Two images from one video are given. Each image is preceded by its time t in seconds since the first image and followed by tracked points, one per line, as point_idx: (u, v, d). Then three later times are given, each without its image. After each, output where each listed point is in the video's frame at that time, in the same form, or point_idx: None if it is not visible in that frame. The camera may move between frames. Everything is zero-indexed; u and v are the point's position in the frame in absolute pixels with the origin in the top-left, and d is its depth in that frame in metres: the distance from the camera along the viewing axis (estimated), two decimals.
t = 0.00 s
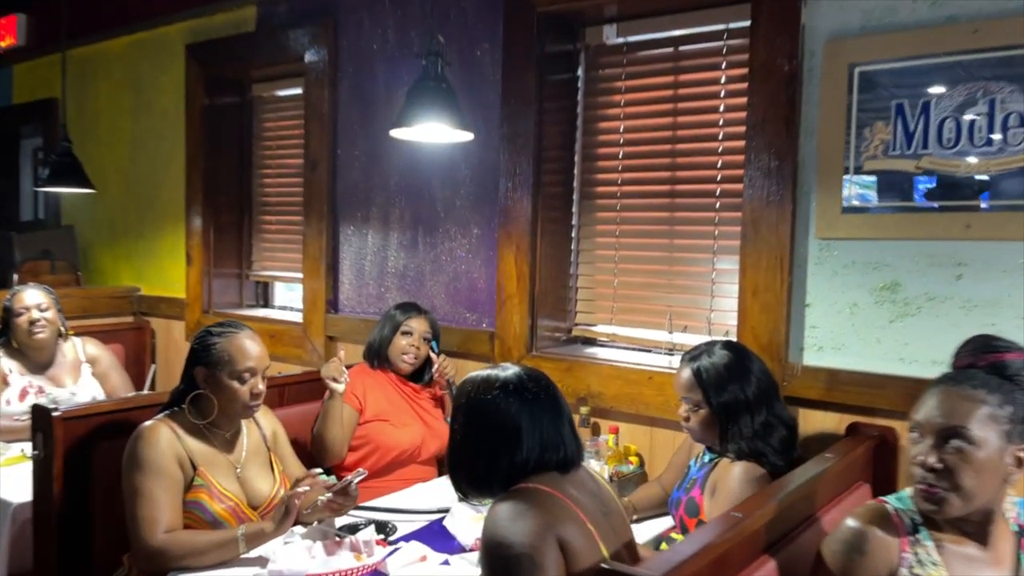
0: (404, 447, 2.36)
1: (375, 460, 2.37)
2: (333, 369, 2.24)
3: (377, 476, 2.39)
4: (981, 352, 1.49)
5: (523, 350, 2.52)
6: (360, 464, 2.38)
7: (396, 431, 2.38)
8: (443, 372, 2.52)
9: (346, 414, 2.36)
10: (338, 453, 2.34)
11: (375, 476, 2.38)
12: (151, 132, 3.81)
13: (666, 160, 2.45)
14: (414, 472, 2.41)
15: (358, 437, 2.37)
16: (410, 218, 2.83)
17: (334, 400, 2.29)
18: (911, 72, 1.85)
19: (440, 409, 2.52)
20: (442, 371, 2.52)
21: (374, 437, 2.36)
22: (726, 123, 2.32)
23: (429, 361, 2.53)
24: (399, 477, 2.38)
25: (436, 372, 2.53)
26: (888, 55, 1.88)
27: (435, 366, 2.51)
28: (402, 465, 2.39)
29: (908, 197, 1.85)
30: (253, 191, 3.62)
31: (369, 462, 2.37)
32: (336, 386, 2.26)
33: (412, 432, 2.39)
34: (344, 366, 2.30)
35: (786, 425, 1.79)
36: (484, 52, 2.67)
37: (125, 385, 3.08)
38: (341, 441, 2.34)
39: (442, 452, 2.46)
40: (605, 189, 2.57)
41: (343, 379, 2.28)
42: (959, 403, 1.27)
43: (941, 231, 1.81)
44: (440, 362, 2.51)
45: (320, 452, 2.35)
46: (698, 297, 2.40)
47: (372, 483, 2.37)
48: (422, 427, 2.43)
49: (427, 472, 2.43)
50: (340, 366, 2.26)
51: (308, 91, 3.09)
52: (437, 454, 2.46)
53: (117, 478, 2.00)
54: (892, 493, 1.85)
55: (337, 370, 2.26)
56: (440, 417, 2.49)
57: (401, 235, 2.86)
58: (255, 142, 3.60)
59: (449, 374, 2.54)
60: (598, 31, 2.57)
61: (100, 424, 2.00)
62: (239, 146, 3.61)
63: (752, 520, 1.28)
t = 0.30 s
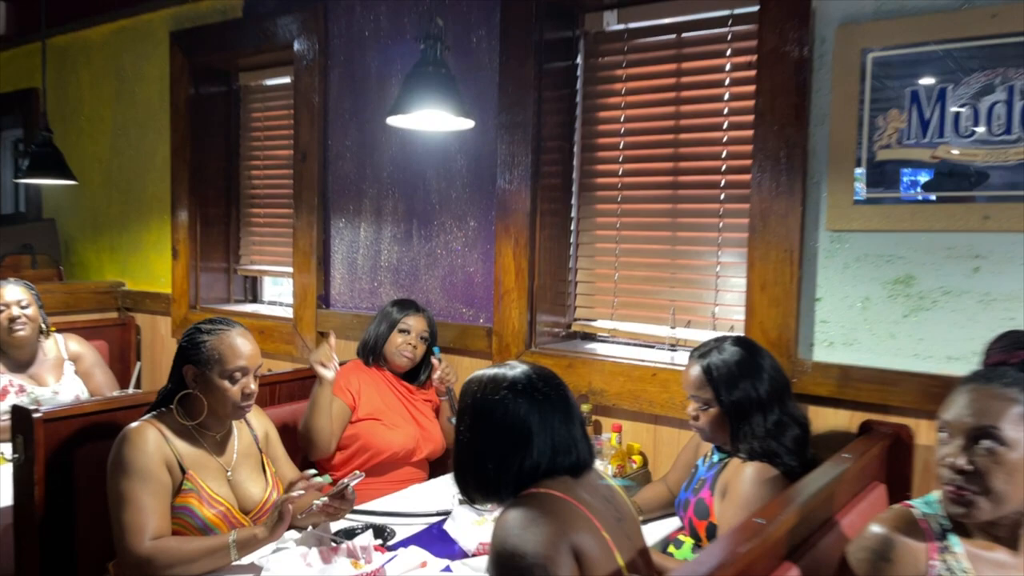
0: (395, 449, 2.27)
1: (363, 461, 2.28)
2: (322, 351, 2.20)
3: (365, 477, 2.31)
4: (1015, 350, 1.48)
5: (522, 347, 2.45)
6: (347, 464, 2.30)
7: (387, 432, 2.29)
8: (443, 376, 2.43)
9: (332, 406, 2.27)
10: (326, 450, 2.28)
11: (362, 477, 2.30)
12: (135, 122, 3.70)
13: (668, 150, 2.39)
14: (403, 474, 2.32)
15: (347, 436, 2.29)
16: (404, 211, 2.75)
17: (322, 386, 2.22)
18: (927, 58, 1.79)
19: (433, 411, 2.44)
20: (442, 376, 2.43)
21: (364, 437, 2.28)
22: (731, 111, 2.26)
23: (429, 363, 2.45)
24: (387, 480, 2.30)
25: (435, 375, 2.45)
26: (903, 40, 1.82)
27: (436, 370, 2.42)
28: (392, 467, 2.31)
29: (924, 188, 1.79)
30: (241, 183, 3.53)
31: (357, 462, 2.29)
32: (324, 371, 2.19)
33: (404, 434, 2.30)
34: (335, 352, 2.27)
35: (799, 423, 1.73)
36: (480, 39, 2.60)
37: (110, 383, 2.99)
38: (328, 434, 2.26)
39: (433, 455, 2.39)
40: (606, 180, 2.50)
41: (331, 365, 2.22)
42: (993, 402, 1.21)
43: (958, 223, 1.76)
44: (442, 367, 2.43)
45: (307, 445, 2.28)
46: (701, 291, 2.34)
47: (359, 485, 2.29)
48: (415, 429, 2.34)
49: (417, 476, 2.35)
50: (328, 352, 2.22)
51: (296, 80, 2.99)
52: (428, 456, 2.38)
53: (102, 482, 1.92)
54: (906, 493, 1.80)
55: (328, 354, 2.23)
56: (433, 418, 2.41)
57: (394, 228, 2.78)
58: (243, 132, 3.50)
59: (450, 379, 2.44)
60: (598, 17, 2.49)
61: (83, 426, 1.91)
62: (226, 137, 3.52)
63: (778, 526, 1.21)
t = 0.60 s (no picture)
0: (400, 445, 2.19)
1: (369, 458, 2.19)
2: (314, 324, 2.12)
3: (371, 476, 2.22)
4: None
5: (527, 345, 2.36)
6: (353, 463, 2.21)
7: (393, 427, 2.20)
8: (451, 365, 2.33)
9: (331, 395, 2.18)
10: (316, 437, 2.17)
11: (369, 476, 2.21)
12: (119, 112, 3.57)
13: (679, 141, 2.30)
14: (411, 472, 2.23)
15: (351, 433, 2.20)
16: (402, 203, 2.64)
17: (312, 362, 2.12)
18: (958, 43, 1.71)
19: (438, 406, 2.35)
20: (450, 365, 2.32)
21: (369, 433, 2.18)
22: (745, 100, 2.17)
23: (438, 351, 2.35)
24: (394, 478, 2.21)
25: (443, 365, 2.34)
26: (933, 25, 1.73)
27: (445, 358, 2.32)
28: (399, 465, 2.22)
29: (955, 179, 1.71)
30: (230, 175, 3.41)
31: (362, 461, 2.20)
32: (317, 345, 2.11)
33: (409, 430, 2.21)
34: (329, 330, 2.16)
35: (826, 428, 1.64)
36: (482, 24, 2.50)
37: (95, 383, 2.87)
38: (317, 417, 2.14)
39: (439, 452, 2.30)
40: (613, 172, 2.41)
41: (324, 341, 2.13)
42: None
43: (990, 217, 1.68)
44: (452, 355, 2.32)
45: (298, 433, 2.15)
46: (714, 287, 2.26)
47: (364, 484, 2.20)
48: (421, 424, 2.25)
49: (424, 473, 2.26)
50: (324, 326, 2.14)
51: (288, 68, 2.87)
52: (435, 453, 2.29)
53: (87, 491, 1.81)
54: (935, 499, 1.72)
55: (322, 328, 2.13)
56: (438, 414, 2.33)
57: (392, 221, 2.67)
58: (231, 123, 3.38)
59: (459, 369, 2.34)
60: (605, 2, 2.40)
61: (68, 432, 1.80)
62: (214, 127, 3.40)
63: (823, 544, 1.09)
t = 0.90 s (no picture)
0: (409, 450, 2.12)
1: (380, 461, 2.12)
2: (330, 326, 2.04)
3: (383, 480, 2.14)
4: None
5: (533, 346, 2.28)
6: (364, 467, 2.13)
7: (402, 428, 2.14)
8: (456, 351, 2.30)
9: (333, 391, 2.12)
10: (316, 439, 2.10)
11: (380, 480, 2.14)
12: (109, 105, 3.47)
13: (691, 136, 2.23)
14: (424, 473, 2.17)
15: (359, 436, 2.13)
16: (404, 199, 2.56)
17: (323, 364, 2.05)
18: (988, 35, 1.64)
19: (445, 401, 2.29)
20: (454, 350, 2.30)
21: (378, 435, 2.12)
22: (759, 94, 2.10)
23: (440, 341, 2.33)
24: (407, 479, 2.14)
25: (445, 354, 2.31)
26: (962, 16, 1.67)
27: (448, 343, 2.30)
28: (412, 466, 2.15)
29: (983, 176, 1.65)
30: (224, 170, 3.32)
31: (374, 464, 2.13)
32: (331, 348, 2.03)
33: (417, 434, 2.14)
34: (344, 332, 2.09)
35: (852, 435, 1.58)
36: (486, 14, 2.42)
37: (85, 385, 2.79)
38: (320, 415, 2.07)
39: (450, 452, 2.24)
40: (622, 168, 2.34)
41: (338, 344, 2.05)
42: None
43: (1021, 216, 1.61)
44: (455, 340, 2.31)
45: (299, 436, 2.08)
46: (727, 286, 2.20)
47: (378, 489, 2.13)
48: (431, 424, 2.19)
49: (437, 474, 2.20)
50: (337, 327, 2.06)
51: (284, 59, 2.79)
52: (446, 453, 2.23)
53: (79, 502, 1.73)
54: (963, 508, 1.66)
55: (337, 330, 2.07)
56: (446, 412, 2.26)
57: (392, 218, 2.59)
58: (225, 117, 3.30)
59: (463, 354, 2.31)
60: None
61: (57, 440, 1.72)
62: (207, 120, 3.31)
63: (867, 565, 1.03)
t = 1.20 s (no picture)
0: (410, 462, 2.04)
1: (378, 474, 2.04)
2: (335, 342, 1.96)
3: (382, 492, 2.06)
4: None
5: (541, 348, 2.20)
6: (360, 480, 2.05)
7: (401, 439, 2.06)
8: (458, 362, 2.17)
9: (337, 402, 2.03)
10: (319, 452, 2.04)
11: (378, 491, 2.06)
12: (96, 97, 3.36)
13: (704, 129, 2.15)
14: (423, 485, 2.08)
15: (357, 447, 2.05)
16: (404, 195, 2.47)
17: (329, 382, 1.96)
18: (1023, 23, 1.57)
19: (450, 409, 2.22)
20: (457, 361, 2.17)
21: (377, 447, 2.03)
22: (776, 86, 2.03)
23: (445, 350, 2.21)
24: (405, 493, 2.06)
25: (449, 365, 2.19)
26: (995, 3, 1.60)
27: (450, 354, 2.17)
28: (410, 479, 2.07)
29: (1017, 171, 1.58)
30: (216, 165, 3.22)
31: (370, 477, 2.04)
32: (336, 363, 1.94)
33: (419, 445, 2.06)
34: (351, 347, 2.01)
35: (882, 442, 1.50)
36: (490, 3, 2.34)
37: (72, 388, 2.69)
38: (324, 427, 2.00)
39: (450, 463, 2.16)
40: (632, 163, 2.26)
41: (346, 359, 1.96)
42: None
43: None
44: (457, 350, 2.17)
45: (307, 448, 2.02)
46: (741, 285, 2.12)
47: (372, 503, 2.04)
48: (432, 435, 2.11)
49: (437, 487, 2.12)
50: (344, 342, 1.97)
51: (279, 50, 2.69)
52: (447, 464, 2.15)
53: (67, 516, 1.63)
54: (995, 518, 1.59)
55: (342, 345, 1.98)
56: (451, 424, 2.17)
57: (392, 214, 2.51)
58: (216, 110, 3.19)
59: (467, 366, 2.18)
60: None
61: (45, 450, 1.63)
62: (198, 113, 3.21)
63: None
